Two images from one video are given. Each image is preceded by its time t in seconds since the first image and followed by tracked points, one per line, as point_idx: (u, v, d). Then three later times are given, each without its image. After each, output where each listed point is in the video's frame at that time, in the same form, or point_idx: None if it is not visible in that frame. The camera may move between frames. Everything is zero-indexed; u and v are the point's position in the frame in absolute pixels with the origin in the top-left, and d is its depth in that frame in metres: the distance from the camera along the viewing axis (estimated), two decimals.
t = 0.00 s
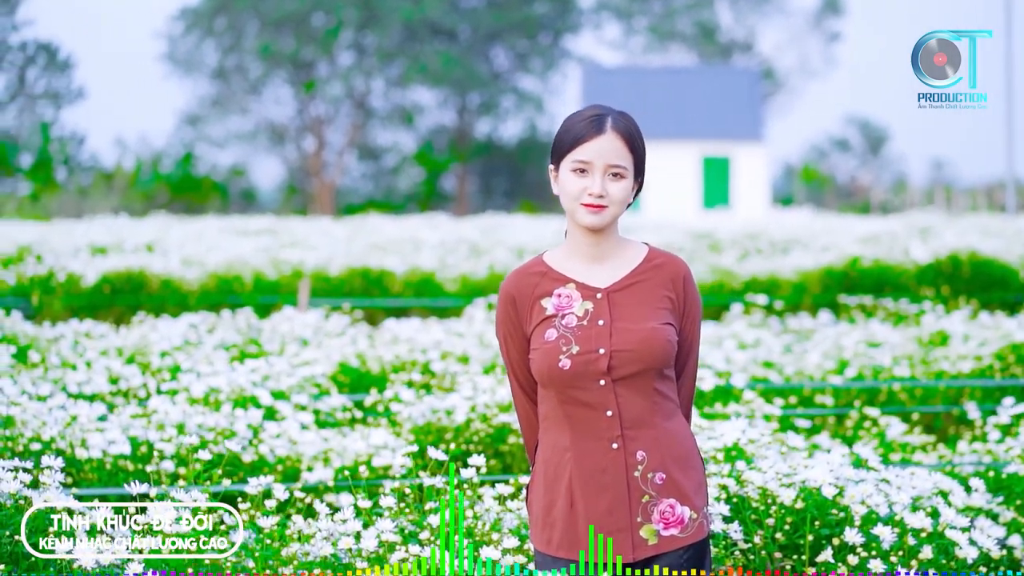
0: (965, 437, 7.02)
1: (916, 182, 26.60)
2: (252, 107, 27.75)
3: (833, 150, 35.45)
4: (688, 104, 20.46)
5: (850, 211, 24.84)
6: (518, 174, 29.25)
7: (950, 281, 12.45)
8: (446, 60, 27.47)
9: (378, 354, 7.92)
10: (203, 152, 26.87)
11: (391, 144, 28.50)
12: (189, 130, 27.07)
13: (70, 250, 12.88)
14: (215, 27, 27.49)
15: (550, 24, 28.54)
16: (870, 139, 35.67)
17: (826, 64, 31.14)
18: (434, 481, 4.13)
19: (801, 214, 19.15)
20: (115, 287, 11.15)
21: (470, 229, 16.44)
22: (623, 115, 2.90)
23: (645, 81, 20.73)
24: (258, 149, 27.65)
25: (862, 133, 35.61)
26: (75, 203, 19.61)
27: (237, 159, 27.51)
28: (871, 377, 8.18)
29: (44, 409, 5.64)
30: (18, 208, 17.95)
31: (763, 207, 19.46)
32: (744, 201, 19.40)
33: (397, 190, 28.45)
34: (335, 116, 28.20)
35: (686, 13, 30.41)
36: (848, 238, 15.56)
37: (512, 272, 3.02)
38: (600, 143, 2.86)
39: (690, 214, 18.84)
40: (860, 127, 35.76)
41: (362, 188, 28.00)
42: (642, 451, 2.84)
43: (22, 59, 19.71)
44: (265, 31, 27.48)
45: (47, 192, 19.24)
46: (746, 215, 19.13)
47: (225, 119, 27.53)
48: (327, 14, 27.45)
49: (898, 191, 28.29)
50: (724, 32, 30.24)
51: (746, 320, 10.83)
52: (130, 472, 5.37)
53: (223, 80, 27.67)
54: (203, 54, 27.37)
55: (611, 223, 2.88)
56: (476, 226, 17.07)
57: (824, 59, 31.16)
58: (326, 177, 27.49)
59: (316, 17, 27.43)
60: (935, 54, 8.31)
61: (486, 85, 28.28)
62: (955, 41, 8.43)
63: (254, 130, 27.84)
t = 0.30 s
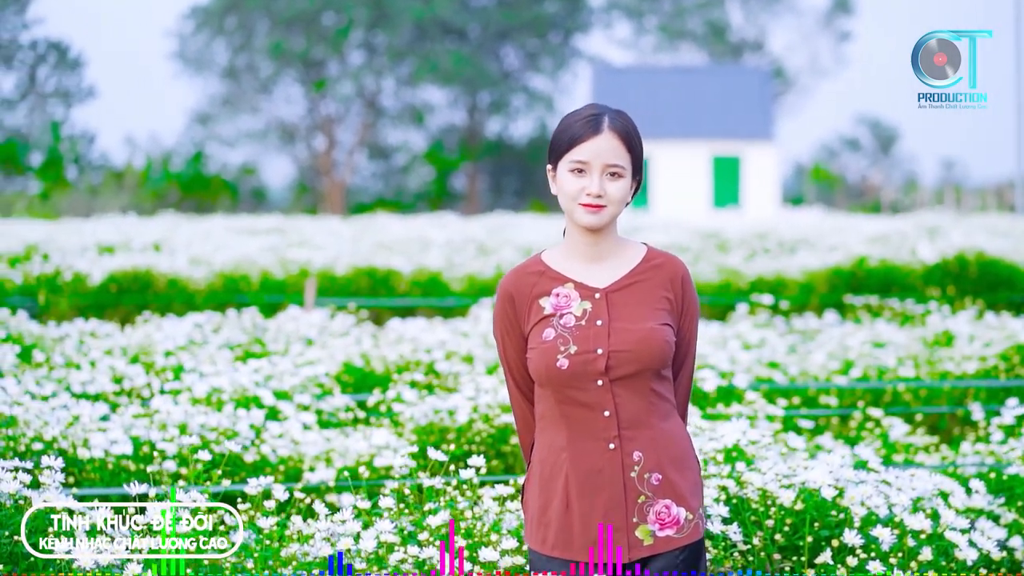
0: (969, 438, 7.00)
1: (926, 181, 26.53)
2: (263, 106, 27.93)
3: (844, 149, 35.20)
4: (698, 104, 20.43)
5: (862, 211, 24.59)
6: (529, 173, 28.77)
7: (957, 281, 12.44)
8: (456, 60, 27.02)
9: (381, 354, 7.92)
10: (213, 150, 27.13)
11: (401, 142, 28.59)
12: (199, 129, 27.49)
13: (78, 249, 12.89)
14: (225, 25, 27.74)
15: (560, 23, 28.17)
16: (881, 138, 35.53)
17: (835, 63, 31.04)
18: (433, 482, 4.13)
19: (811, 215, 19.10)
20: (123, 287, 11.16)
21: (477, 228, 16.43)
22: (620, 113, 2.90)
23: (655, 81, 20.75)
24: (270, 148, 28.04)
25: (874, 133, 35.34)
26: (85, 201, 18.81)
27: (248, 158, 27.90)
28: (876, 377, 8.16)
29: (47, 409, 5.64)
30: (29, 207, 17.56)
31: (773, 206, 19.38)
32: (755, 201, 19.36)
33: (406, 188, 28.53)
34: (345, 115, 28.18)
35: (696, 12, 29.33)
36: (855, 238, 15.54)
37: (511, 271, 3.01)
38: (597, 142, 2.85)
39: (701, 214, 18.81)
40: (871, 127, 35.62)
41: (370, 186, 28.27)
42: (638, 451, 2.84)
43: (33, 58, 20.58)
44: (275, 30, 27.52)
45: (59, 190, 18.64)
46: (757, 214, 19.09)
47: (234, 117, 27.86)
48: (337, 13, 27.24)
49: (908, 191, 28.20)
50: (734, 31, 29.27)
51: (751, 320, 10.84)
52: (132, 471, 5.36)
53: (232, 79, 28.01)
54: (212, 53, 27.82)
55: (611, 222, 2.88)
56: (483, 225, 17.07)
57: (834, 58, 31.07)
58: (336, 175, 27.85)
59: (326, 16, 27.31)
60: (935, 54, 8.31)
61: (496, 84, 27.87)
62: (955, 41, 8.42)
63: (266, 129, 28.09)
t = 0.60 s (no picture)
0: (972, 439, 7.00)
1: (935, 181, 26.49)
2: (273, 105, 24.93)
3: (853, 149, 35.12)
4: (707, 103, 20.40)
5: (870, 211, 24.35)
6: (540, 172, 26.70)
7: (965, 281, 12.42)
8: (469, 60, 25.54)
9: (386, 354, 7.92)
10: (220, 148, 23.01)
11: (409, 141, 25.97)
12: (206, 126, 23.51)
13: (85, 250, 12.88)
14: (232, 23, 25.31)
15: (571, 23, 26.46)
16: (890, 138, 35.45)
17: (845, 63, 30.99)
18: (433, 483, 4.12)
19: (821, 214, 19.10)
20: (129, 286, 11.16)
21: (485, 229, 16.40)
22: (619, 111, 2.90)
23: (664, 79, 20.70)
24: (278, 147, 24.73)
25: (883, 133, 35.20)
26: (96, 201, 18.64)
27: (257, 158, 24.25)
28: (880, 377, 8.16)
29: (50, 409, 5.65)
30: (38, 207, 17.65)
31: (783, 205, 19.34)
32: (765, 200, 19.28)
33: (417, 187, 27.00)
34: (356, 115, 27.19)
35: (705, 13, 28.29)
36: (863, 238, 15.52)
37: (512, 267, 3.01)
38: (596, 141, 2.85)
39: (710, 214, 18.75)
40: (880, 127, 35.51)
41: (381, 186, 24.39)
42: (635, 451, 2.84)
43: (43, 58, 18.92)
44: (285, 30, 25.14)
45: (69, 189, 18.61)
46: (767, 214, 19.03)
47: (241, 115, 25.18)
48: (347, 13, 25.01)
49: (917, 191, 28.17)
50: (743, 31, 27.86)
51: (757, 320, 10.85)
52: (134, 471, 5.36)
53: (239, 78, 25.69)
54: (222, 52, 24.38)
55: (611, 220, 2.88)
56: (491, 226, 17.04)
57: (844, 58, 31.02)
58: (346, 174, 24.54)
59: (336, 17, 25.06)
60: (935, 54, 8.35)
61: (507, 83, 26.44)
62: (955, 41, 8.43)
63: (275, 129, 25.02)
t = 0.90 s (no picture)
0: (976, 438, 6.98)
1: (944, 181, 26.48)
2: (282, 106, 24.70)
3: (861, 149, 35.05)
4: (715, 104, 20.37)
5: (878, 211, 24.04)
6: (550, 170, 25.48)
7: (971, 280, 12.41)
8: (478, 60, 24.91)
9: (391, 354, 7.92)
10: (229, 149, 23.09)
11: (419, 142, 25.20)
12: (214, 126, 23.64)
13: (91, 249, 12.91)
14: (243, 25, 24.94)
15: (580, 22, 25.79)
16: (899, 138, 35.37)
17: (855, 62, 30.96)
18: (434, 483, 4.13)
19: (829, 214, 19.06)
20: (135, 286, 11.17)
21: (491, 228, 16.38)
22: (621, 108, 2.89)
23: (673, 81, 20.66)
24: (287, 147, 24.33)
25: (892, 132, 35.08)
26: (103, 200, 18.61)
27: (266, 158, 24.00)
28: (885, 377, 8.15)
29: (53, 409, 5.67)
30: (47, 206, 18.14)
31: (791, 204, 19.40)
32: (773, 200, 19.31)
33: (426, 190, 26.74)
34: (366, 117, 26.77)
35: (714, 11, 26.39)
36: (869, 238, 15.48)
37: (516, 263, 3.01)
38: (597, 139, 2.85)
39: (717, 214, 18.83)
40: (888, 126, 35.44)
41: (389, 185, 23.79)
42: (632, 450, 2.84)
43: (51, 58, 19.87)
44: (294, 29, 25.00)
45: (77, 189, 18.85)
46: (774, 214, 19.04)
47: (253, 117, 24.38)
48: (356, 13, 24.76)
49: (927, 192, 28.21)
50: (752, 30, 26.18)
51: (762, 319, 10.85)
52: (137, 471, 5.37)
53: (250, 80, 24.89)
54: (231, 53, 24.54)
55: (614, 217, 2.88)
56: (497, 225, 17.03)
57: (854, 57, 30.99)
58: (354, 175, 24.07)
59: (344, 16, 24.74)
60: (935, 54, 8.47)
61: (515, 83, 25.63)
62: (955, 41, 8.48)
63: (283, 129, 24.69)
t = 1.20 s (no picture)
0: (978, 439, 6.97)
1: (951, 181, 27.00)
2: (288, 105, 27.89)
3: (868, 148, 35.05)
4: (723, 104, 20.55)
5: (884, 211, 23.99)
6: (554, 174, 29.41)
7: (974, 281, 12.36)
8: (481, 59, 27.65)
9: (393, 354, 7.92)
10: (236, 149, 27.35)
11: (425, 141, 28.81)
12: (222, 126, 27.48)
13: (95, 248, 12.93)
14: (249, 24, 27.86)
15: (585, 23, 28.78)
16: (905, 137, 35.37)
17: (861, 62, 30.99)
18: (433, 482, 4.13)
19: (833, 214, 19.08)
20: (139, 286, 11.19)
21: (496, 228, 16.36)
22: (619, 110, 2.87)
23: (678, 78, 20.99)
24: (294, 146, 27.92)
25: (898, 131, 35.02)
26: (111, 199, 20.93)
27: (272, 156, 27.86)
28: (887, 377, 8.15)
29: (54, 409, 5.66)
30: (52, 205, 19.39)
31: (797, 203, 19.65)
32: (780, 198, 19.61)
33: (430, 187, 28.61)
34: (369, 114, 28.20)
35: (720, 13, 30.54)
36: (873, 238, 15.46)
37: (519, 260, 3.02)
38: (595, 141, 2.84)
39: (723, 212, 19.24)
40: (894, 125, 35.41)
41: (395, 185, 28.13)
42: (625, 450, 2.83)
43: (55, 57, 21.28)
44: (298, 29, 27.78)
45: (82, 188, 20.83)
46: (781, 212, 19.35)
47: (260, 115, 27.76)
48: (361, 12, 27.49)
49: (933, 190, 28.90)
50: (759, 31, 30.33)
51: (766, 319, 10.85)
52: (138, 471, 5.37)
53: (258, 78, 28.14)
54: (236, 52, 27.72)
55: (613, 220, 2.87)
56: (501, 225, 17.03)
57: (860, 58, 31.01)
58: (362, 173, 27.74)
59: (349, 15, 27.50)
60: (935, 54, 8.51)
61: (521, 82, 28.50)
62: (955, 41, 8.52)
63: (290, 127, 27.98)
